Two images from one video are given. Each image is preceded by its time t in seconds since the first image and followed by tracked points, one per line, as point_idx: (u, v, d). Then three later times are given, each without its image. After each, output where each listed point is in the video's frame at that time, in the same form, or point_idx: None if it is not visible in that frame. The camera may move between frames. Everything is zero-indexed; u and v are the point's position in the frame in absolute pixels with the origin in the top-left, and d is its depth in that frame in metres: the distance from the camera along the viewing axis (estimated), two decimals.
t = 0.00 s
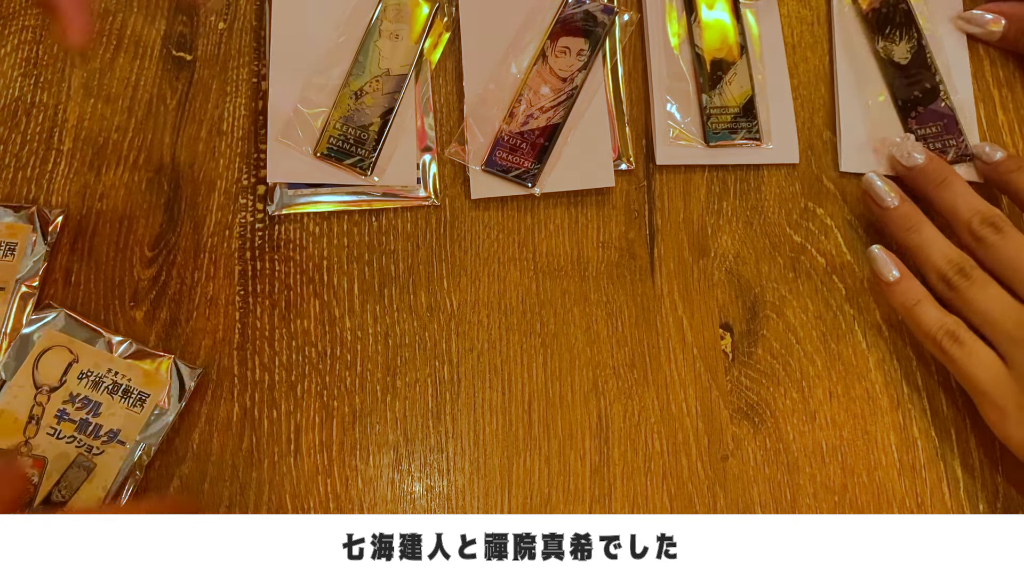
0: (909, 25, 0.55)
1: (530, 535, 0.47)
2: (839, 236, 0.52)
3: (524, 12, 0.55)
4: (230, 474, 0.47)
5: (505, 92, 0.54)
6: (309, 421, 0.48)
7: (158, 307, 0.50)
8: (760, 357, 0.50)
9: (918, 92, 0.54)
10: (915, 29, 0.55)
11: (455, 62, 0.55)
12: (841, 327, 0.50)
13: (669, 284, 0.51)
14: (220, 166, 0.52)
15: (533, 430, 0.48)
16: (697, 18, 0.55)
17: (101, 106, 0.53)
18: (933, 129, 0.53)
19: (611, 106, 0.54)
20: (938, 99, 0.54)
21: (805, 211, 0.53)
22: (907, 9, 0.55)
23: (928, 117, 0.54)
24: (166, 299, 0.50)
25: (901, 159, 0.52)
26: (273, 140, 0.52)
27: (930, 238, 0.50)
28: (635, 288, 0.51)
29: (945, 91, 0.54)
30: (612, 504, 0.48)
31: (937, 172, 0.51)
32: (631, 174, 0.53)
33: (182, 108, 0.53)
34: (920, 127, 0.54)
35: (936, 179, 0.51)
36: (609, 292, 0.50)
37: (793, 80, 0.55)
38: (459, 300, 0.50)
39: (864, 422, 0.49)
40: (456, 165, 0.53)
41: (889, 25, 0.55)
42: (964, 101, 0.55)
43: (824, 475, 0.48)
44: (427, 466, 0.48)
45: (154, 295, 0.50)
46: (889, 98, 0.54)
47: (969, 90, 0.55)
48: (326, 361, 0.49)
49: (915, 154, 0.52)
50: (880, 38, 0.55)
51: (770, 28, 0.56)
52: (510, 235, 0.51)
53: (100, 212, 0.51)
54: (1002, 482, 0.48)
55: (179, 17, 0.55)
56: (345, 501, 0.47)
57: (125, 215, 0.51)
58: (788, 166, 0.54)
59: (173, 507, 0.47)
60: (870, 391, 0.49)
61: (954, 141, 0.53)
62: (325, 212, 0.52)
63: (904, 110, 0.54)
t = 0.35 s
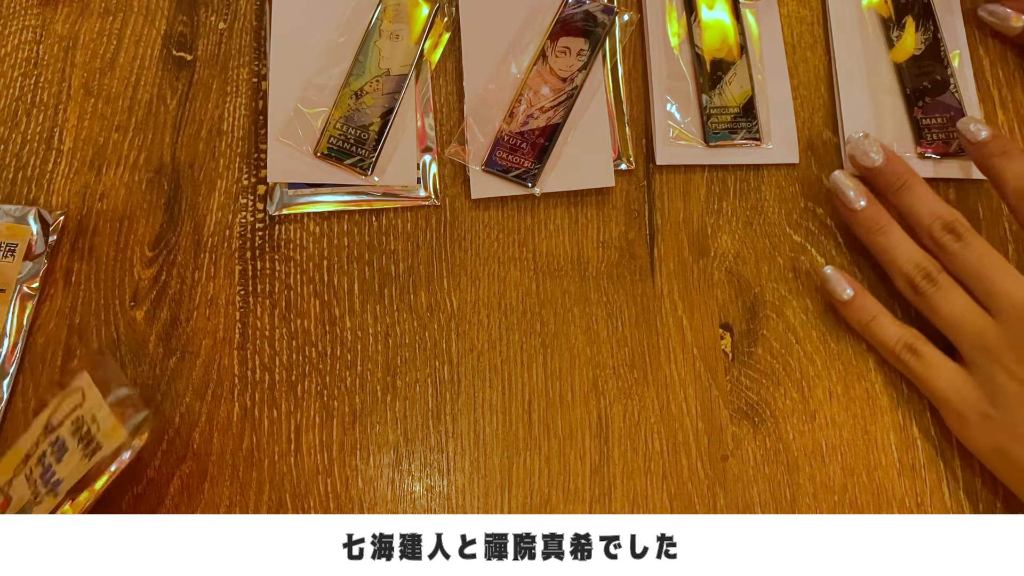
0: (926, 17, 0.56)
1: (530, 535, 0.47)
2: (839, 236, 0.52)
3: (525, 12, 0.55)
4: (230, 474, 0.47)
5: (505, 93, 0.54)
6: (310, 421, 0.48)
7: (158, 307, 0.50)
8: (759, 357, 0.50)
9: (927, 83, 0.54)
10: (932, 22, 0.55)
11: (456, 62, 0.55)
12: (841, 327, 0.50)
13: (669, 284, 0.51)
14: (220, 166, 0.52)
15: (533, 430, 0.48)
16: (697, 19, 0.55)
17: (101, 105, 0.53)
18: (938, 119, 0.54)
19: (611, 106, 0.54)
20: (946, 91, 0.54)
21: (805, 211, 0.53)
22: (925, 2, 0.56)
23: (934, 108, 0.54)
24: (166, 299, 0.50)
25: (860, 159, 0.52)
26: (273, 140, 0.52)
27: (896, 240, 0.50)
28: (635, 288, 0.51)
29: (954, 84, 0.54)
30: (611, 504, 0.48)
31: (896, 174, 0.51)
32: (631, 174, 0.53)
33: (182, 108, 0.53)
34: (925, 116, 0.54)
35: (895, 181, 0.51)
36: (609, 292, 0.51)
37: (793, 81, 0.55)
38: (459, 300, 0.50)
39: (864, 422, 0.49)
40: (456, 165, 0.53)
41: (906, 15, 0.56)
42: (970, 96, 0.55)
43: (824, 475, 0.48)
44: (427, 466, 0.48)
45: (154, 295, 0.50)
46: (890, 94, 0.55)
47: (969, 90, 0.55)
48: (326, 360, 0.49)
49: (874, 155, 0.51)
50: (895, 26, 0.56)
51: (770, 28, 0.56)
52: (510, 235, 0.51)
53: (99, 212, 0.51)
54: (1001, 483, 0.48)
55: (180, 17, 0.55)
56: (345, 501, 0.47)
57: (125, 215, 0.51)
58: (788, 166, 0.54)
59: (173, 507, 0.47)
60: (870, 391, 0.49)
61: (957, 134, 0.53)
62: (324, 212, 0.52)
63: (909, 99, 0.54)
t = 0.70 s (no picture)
0: None
1: (530, 535, 0.47)
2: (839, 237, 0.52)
3: (525, 12, 0.55)
4: (230, 474, 0.47)
5: (505, 92, 0.54)
6: (310, 420, 0.48)
7: (158, 307, 0.50)
8: (760, 357, 0.50)
9: (889, 62, 0.55)
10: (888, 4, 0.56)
11: (455, 62, 0.55)
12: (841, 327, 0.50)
13: (669, 284, 0.51)
14: (220, 166, 0.52)
15: (533, 430, 0.48)
16: (697, 19, 0.55)
17: (101, 105, 0.53)
18: (902, 97, 0.54)
19: (611, 106, 0.54)
20: (907, 70, 0.55)
21: (805, 211, 0.53)
22: None
23: (897, 86, 0.55)
24: (166, 299, 0.50)
25: (851, 167, 0.52)
26: (272, 140, 0.52)
27: (886, 246, 0.50)
28: (635, 288, 0.51)
29: (915, 62, 0.55)
30: (611, 504, 0.47)
31: (886, 181, 0.52)
32: (631, 174, 0.53)
33: (182, 108, 0.53)
34: (890, 95, 0.55)
35: (884, 188, 0.52)
36: (609, 292, 0.51)
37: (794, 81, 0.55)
38: (459, 300, 0.50)
39: (864, 422, 0.49)
40: (456, 165, 0.53)
41: None
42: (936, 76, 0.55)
43: (825, 475, 0.48)
44: (427, 466, 0.48)
45: (154, 295, 0.50)
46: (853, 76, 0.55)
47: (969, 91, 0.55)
48: (326, 360, 0.49)
49: (864, 162, 0.52)
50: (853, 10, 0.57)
51: (770, 29, 0.56)
52: (510, 235, 0.51)
53: (100, 212, 0.51)
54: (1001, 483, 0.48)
55: (180, 17, 0.55)
56: (345, 501, 0.47)
57: (125, 215, 0.51)
58: (788, 166, 0.54)
59: (173, 507, 0.46)
60: (870, 391, 0.49)
61: (923, 111, 0.54)
62: (324, 212, 0.52)
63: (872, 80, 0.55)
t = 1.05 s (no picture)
0: None
1: (530, 536, 0.47)
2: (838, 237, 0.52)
3: (524, 12, 0.55)
4: (230, 474, 0.47)
5: (505, 92, 0.54)
6: (310, 420, 0.48)
7: (158, 307, 0.50)
8: (759, 357, 0.50)
9: (865, 60, 0.56)
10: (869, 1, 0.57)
11: (454, 62, 0.55)
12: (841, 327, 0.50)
13: (669, 284, 0.51)
14: (220, 166, 0.52)
15: (532, 430, 0.48)
16: (696, 19, 0.55)
17: (101, 105, 0.53)
18: (876, 95, 0.55)
19: (611, 106, 0.54)
20: (883, 67, 0.55)
21: (804, 211, 0.53)
22: None
23: (872, 84, 0.55)
24: (166, 299, 0.50)
25: (863, 165, 0.53)
26: (271, 140, 0.52)
27: (888, 250, 0.50)
28: (635, 288, 0.51)
29: (891, 60, 0.56)
30: (611, 504, 0.47)
31: (899, 182, 0.52)
32: (631, 174, 0.53)
33: (182, 108, 0.53)
34: (865, 93, 0.55)
35: (898, 188, 0.52)
36: (609, 292, 0.51)
37: (794, 81, 0.55)
38: (459, 300, 0.50)
39: (864, 422, 0.49)
40: (456, 165, 0.53)
41: None
42: (913, 69, 0.56)
43: (824, 475, 0.48)
44: (426, 466, 0.48)
45: (154, 295, 0.50)
46: (829, 73, 0.56)
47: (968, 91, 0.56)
48: (326, 360, 0.49)
49: (878, 162, 0.52)
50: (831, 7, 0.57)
51: (769, 29, 0.56)
52: (510, 235, 0.51)
53: (100, 212, 0.51)
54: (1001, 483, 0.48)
55: (180, 17, 0.55)
56: (344, 501, 0.47)
57: (125, 215, 0.51)
58: (787, 166, 0.54)
59: (172, 507, 0.46)
60: (870, 391, 0.49)
61: (895, 110, 0.55)
62: (324, 212, 0.52)
63: (846, 77, 0.55)
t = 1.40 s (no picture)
0: None
1: (531, 537, 0.47)
2: (839, 236, 0.52)
3: (524, 12, 0.55)
4: (231, 473, 0.47)
5: (505, 92, 0.54)
6: (310, 420, 0.48)
7: (159, 306, 0.50)
8: (760, 356, 0.50)
9: (865, 58, 0.56)
10: None
11: (455, 62, 0.55)
12: (842, 327, 0.50)
13: (670, 284, 0.51)
14: (220, 165, 0.52)
15: (533, 429, 0.48)
16: (696, 18, 0.55)
17: (102, 105, 0.53)
18: (877, 94, 0.55)
19: (612, 105, 0.54)
20: (884, 66, 0.55)
21: (805, 210, 0.53)
22: None
23: (873, 82, 0.55)
24: (167, 299, 0.50)
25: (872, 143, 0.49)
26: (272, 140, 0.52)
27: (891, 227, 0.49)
28: (635, 288, 0.51)
29: (891, 58, 0.56)
30: (612, 503, 0.47)
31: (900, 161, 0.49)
32: (631, 174, 0.53)
33: (183, 108, 0.53)
34: (866, 92, 0.55)
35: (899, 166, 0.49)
36: (609, 292, 0.51)
37: (794, 80, 0.55)
38: (460, 299, 0.50)
39: (865, 421, 0.49)
40: (456, 165, 0.53)
41: None
42: (913, 67, 0.56)
43: (825, 475, 0.48)
44: (427, 465, 0.48)
45: (155, 294, 0.50)
46: (831, 72, 0.56)
47: (967, 91, 0.56)
48: (327, 360, 0.49)
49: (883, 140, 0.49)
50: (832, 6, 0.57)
51: (769, 29, 0.56)
52: (511, 235, 0.51)
53: (101, 212, 0.52)
54: (1001, 483, 0.48)
55: (181, 17, 0.55)
56: (345, 500, 0.47)
57: (126, 215, 0.51)
58: (788, 166, 0.54)
59: (173, 507, 0.46)
60: (870, 390, 0.49)
61: (896, 108, 0.54)
62: (325, 212, 0.52)
63: (848, 76, 0.55)
